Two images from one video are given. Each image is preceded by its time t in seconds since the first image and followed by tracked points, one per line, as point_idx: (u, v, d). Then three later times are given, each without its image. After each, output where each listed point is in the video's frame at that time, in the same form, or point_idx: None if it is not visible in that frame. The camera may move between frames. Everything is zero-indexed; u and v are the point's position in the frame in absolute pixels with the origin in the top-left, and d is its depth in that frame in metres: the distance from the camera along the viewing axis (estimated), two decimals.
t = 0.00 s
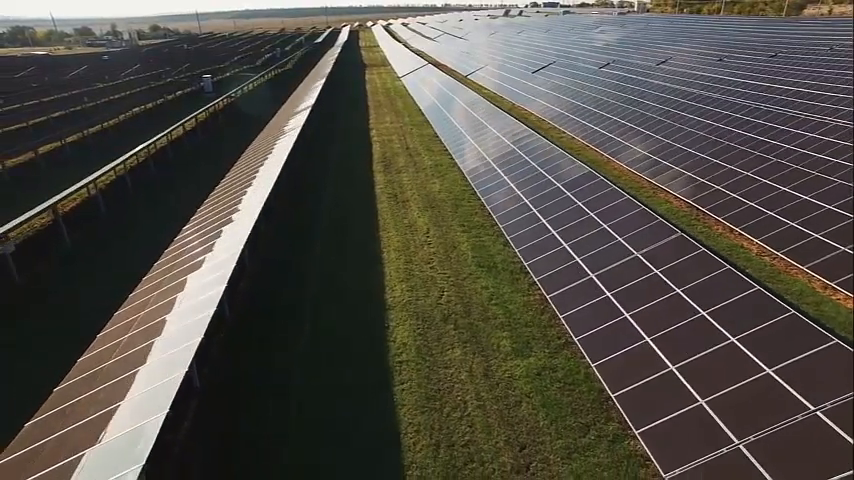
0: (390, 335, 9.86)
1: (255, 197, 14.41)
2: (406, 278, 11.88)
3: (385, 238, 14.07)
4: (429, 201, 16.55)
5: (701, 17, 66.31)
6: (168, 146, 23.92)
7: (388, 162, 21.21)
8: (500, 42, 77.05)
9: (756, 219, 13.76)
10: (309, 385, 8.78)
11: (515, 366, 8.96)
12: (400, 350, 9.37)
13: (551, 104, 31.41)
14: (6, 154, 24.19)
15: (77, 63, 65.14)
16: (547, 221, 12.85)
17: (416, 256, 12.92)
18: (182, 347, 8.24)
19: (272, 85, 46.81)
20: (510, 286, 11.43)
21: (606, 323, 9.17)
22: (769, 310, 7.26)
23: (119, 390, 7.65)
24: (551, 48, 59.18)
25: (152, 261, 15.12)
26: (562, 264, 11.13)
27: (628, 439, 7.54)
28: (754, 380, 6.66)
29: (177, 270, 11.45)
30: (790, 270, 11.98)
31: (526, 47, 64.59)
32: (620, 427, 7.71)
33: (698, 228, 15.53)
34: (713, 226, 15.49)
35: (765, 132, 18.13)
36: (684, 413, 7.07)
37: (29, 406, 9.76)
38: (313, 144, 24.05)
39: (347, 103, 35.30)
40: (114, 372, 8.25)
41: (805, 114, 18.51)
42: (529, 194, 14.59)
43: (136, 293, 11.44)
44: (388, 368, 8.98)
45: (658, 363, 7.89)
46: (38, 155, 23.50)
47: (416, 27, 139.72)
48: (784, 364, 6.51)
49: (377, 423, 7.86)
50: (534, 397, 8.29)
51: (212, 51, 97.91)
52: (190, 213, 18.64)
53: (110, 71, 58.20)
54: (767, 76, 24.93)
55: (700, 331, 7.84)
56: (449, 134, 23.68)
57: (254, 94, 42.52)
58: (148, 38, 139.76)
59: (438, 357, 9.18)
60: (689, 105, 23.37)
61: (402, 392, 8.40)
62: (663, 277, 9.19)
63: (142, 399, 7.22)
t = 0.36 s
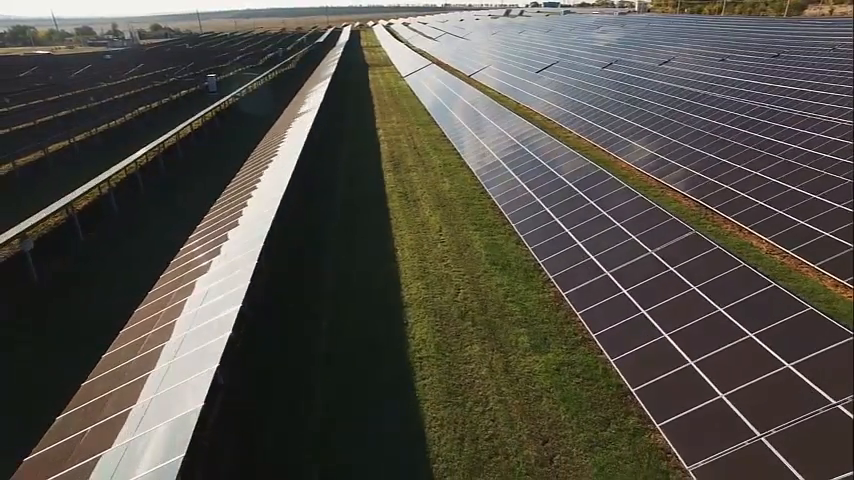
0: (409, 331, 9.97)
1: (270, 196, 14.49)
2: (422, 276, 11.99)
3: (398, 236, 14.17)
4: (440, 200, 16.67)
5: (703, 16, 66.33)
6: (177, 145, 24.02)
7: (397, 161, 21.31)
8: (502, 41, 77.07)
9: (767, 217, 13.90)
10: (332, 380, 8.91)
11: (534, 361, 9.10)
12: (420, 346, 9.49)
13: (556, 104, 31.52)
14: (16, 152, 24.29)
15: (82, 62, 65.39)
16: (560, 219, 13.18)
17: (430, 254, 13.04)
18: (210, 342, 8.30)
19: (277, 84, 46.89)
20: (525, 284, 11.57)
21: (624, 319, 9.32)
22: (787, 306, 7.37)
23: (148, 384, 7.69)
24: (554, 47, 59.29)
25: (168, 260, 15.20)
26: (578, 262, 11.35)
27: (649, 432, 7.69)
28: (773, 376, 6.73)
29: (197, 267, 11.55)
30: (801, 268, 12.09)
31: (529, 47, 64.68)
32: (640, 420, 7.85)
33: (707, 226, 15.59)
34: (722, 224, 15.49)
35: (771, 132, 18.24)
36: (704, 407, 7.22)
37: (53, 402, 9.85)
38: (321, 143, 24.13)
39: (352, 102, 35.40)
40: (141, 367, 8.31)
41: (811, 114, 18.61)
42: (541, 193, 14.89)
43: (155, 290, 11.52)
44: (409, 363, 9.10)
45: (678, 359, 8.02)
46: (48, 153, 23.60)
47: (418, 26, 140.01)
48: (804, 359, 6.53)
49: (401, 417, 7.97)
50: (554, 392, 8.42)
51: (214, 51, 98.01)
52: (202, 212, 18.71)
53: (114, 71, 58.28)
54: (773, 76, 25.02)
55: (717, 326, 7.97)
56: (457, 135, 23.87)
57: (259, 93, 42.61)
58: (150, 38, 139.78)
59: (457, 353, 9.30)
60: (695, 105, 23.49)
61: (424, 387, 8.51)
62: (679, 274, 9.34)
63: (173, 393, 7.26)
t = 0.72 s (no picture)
0: (426, 328, 10.08)
1: (284, 194, 14.54)
2: (437, 274, 12.08)
3: (411, 234, 14.25)
4: (451, 199, 16.75)
5: (706, 17, 66.38)
6: (185, 145, 24.05)
7: (405, 161, 21.37)
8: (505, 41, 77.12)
9: (777, 215, 13.98)
10: (353, 375, 9.00)
11: (552, 358, 9.22)
12: (439, 343, 9.59)
13: (560, 105, 31.56)
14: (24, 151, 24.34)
15: (85, 62, 65.41)
16: (573, 218, 13.27)
17: (444, 252, 13.14)
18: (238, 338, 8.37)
19: (281, 83, 46.91)
20: (539, 282, 11.70)
21: (641, 315, 9.43)
22: (805, 303, 7.60)
23: (177, 378, 7.77)
24: (557, 47, 59.41)
25: (183, 257, 15.21)
26: (593, 259, 11.43)
27: (669, 426, 7.77)
28: (794, 370, 6.93)
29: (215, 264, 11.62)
30: (813, 267, 12.30)
31: (531, 46, 64.70)
32: (660, 415, 7.93)
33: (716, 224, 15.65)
34: (732, 223, 15.65)
35: (777, 131, 18.32)
36: (724, 401, 7.30)
37: (78, 399, 9.88)
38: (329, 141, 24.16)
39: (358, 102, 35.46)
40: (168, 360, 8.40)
41: (817, 114, 18.69)
42: (552, 192, 14.96)
43: (173, 288, 11.58)
44: (428, 359, 9.21)
45: (695, 354, 8.11)
46: (57, 152, 23.59)
47: (419, 26, 139.76)
48: (824, 354, 6.80)
49: (423, 410, 8.08)
50: (574, 387, 8.53)
51: (217, 51, 98.10)
52: (213, 211, 18.73)
53: (119, 70, 58.36)
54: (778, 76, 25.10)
55: (735, 323, 8.11)
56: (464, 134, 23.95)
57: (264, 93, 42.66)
58: (152, 38, 139.89)
59: (476, 349, 9.42)
60: (701, 105, 23.56)
61: (445, 382, 8.61)
62: (695, 271, 9.45)
63: (201, 389, 7.32)
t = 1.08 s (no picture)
0: (447, 324, 10.20)
1: (299, 192, 14.54)
2: (454, 271, 12.20)
3: (426, 233, 14.35)
4: (463, 197, 16.86)
5: (707, 16, 66.48)
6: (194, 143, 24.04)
7: (415, 160, 21.45)
8: (507, 41, 77.23)
9: (789, 214, 14.09)
10: (377, 371, 9.12)
11: (573, 353, 9.36)
12: (460, 339, 9.72)
13: (566, 104, 31.60)
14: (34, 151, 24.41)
15: (88, 62, 65.38)
16: (587, 216, 13.39)
17: (459, 250, 13.26)
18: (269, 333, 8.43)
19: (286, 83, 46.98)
20: (556, 279, 11.87)
21: (661, 311, 9.54)
22: (826, 299, 7.63)
23: (210, 374, 7.82)
24: (560, 47, 59.53)
25: (200, 256, 15.18)
26: (609, 257, 11.58)
27: (692, 420, 7.86)
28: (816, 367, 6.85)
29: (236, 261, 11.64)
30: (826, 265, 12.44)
31: (533, 46, 64.73)
32: (682, 410, 8.03)
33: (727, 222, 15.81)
34: (743, 221, 15.80)
35: (786, 130, 18.38)
36: (747, 396, 7.37)
37: (104, 397, 9.77)
38: (338, 140, 24.22)
39: (364, 101, 35.53)
40: (198, 356, 8.43)
41: (824, 114, 18.77)
42: (564, 190, 15.15)
43: (192, 287, 11.63)
44: (451, 354, 9.33)
45: (717, 350, 8.20)
46: (66, 151, 23.52)
47: (420, 25, 140.15)
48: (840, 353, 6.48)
49: (449, 405, 8.21)
50: (596, 382, 8.66)
51: (218, 51, 98.10)
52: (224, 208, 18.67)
53: (122, 70, 58.33)
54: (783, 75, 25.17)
55: (755, 319, 8.21)
56: (473, 134, 24.06)
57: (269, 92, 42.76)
58: (153, 37, 139.84)
59: (497, 345, 9.55)
60: (708, 104, 23.63)
61: (469, 378, 8.73)
62: (713, 269, 9.57)
63: (237, 383, 7.39)
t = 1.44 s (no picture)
0: (471, 321, 10.34)
1: (317, 187, 14.54)
2: (474, 269, 12.33)
3: (443, 230, 14.50)
4: (478, 197, 16.99)
5: (709, 16, 66.66)
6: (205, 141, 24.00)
7: (426, 160, 21.52)
8: (510, 41, 77.39)
9: (803, 212, 14.18)
10: (405, 364, 9.27)
11: (597, 349, 9.50)
12: (485, 335, 9.86)
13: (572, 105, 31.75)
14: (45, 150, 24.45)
15: (91, 62, 65.41)
16: (604, 215, 13.65)
17: (477, 248, 13.41)
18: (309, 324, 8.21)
19: (291, 82, 47.04)
20: (575, 276, 12.04)
21: (682, 307, 9.68)
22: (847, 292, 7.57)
23: (247, 367, 7.65)
24: (563, 47, 59.69)
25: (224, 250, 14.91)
26: (628, 255, 11.77)
27: (718, 414, 7.95)
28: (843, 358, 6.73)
29: (260, 254, 11.66)
30: (840, 262, 12.40)
31: (536, 46, 64.85)
32: (708, 404, 8.14)
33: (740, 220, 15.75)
34: (755, 220, 15.69)
35: (795, 130, 18.47)
36: (773, 390, 7.39)
37: (136, 392, 9.54)
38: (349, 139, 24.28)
39: (371, 101, 35.65)
40: (237, 345, 8.31)
41: (833, 113, 18.85)
42: (579, 189, 15.52)
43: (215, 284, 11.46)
44: (477, 350, 9.49)
45: (741, 344, 8.29)
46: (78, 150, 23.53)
47: (421, 24, 140.32)
48: None
49: (478, 399, 8.36)
50: (621, 377, 8.80)
51: (220, 51, 98.08)
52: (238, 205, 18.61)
53: (126, 69, 58.34)
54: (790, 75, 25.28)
55: (778, 314, 8.30)
56: (484, 133, 24.21)
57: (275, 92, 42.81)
58: (155, 37, 139.84)
59: (521, 341, 9.71)
60: (716, 104, 23.73)
61: (496, 373, 8.87)
62: (733, 266, 9.74)
63: (280, 375, 7.23)
